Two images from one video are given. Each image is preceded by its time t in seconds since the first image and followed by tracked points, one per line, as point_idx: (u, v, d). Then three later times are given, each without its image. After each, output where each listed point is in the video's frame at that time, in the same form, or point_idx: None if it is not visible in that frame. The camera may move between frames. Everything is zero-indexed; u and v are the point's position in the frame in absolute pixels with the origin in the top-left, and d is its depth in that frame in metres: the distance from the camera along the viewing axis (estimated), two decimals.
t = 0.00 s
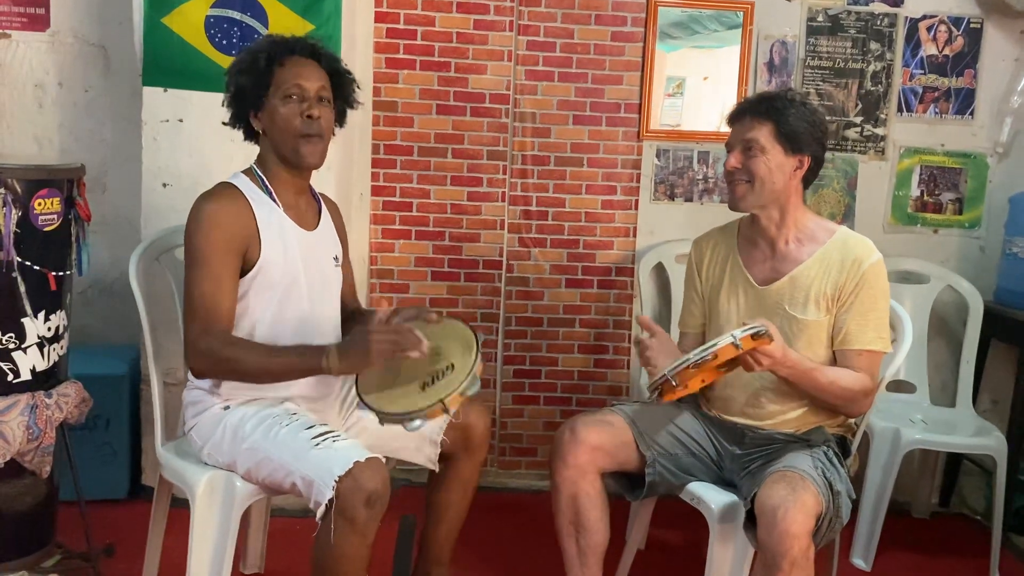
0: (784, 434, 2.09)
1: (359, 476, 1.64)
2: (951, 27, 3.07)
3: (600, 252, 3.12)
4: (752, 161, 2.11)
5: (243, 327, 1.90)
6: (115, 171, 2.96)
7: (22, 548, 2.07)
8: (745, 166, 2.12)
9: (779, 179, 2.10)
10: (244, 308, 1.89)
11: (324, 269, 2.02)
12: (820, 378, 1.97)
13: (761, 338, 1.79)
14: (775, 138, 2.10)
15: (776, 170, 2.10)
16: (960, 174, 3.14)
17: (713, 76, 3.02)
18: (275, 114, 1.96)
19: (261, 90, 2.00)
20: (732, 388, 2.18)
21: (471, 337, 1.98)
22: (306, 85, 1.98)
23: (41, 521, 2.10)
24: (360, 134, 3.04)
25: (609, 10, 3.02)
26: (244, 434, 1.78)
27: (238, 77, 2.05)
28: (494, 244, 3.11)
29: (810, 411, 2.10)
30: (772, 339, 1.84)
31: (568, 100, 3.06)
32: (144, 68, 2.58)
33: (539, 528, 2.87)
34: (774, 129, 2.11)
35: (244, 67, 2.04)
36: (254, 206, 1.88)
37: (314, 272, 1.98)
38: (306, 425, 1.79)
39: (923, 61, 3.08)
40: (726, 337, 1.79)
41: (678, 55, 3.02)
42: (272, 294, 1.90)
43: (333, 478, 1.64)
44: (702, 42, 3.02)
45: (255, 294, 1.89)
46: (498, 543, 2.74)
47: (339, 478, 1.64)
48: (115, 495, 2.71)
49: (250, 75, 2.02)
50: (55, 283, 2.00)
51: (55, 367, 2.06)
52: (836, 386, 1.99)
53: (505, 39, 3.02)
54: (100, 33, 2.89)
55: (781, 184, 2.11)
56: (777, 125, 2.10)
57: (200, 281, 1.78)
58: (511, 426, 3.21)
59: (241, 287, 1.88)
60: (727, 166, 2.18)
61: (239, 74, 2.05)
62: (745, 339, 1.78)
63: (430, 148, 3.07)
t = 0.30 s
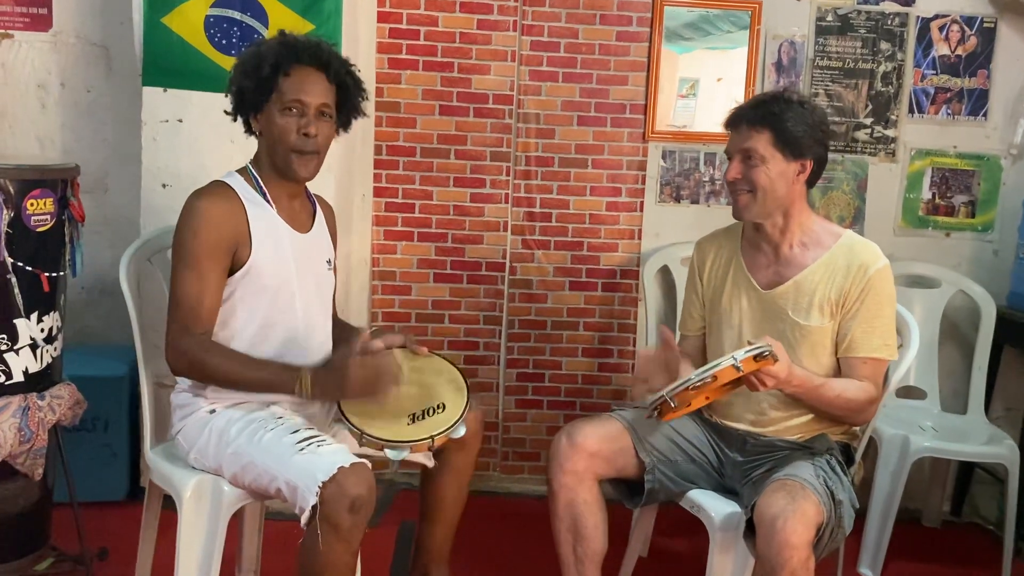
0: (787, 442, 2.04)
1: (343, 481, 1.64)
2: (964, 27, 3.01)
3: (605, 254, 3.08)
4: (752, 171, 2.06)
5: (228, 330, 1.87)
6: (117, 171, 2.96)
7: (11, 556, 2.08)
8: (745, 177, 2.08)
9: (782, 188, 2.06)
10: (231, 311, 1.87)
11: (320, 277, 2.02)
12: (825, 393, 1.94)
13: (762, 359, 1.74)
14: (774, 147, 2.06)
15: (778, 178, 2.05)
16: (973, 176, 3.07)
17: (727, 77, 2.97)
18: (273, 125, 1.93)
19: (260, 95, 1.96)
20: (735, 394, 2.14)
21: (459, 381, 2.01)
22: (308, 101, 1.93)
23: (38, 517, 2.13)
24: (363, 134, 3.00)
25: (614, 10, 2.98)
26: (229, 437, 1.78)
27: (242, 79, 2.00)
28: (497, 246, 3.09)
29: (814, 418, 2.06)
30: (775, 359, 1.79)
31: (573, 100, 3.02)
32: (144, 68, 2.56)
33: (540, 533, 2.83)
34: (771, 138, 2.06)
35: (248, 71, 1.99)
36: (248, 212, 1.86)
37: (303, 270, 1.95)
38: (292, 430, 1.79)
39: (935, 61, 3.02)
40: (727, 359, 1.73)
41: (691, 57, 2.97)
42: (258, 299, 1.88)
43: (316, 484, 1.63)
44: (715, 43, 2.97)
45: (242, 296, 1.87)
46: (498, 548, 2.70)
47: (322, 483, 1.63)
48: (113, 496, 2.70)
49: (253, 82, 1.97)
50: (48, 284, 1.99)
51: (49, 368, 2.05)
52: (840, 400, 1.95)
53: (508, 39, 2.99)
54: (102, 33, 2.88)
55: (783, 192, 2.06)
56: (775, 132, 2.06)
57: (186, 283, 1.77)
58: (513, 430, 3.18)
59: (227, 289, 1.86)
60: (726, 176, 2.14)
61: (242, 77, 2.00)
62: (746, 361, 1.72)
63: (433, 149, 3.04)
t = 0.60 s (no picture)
0: (795, 447, 2.00)
1: (343, 480, 1.62)
2: (980, 26, 2.96)
3: (614, 256, 3.06)
4: (761, 165, 2.03)
5: (233, 330, 1.86)
6: (125, 171, 2.96)
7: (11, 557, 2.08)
8: (754, 171, 2.05)
9: (790, 184, 2.02)
10: (234, 313, 1.86)
11: (326, 275, 1.99)
12: (830, 399, 1.91)
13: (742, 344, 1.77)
14: (785, 141, 2.03)
15: (786, 175, 2.02)
16: (989, 178, 3.02)
17: (744, 79, 2.94)
18: (275, 123, 1.93)
19: (262, 95, 1.95)
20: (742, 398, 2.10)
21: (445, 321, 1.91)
22: (310, 99, 1.93)
23: (40, 519, 2.14)
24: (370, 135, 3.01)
25: (624, 10, 2.96)
26: (230, 436, 1.77)
27: (243, 80, 1.99)
28: (505, 248, 3.07)
29: (823, 424, 2.02)
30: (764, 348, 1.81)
31: (582, 101, 3.00)
32: (152, 69, 2.56)
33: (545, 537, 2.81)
34: (783, 132, 2.03)
35: (248, 71, 1.98)
36: (252, 210, 1.85)
37: (310, 274, 1.94)
38: (293, 429, 1.77)
39: (951, 61, 2.98)
40: (703, 346, 1.78)
41: (708, 59, 2.95)
42: (263, 300, 1.87)
43: (315, 482, 1.61)
44: (732, 45, 2.94)
45: (247, 298, 1.86)
46: (503, 551, 2.68)
47: (322, 482, 1.61)
48: (120, 496, 2.71)
49: (255, 81, 1.96)
50: (50, 284, 2.00)
51: (52, 368, 2.06)
52: (848, 405, 1.91)
53: (517, 40, 2.98)
54: (111, 34, 2.89)
55: (792, 189, 2.02)
56: (788, 127, 2.03)
57: (190, 285, 1.75)
58: (521, 433, 3.16)
59: (230, 291, 1.85)
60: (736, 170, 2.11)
61: (242, 77, 1.99)
62: (723, 343, 1.77)
63: (441, 150, 3.03)
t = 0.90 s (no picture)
0: (798, 450, 1.97)
1: (336, 487, 1.62)
2: (992, 25, 2.92)
3: (620, 258, 3.04)
4: (771, 161, 2.01)
5: (232, 329, 1.86)
6: (132, 172, 2.97)
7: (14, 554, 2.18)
8: (763, 167, 2.02)
9: (798, 181, 2.00)
10: (233, 312, 1.85)
11: (325, 274, 1.98)
12: (832, 399, 1.89)
13: (759, 358, 1.74)
14: (796, 138, 2.01)
15: (795, 172, 2.00)
16: (1002, 180, 2.97)
17: (760, 81, 2.92)
18: (269, 121, 1.93)
19: (254, 94, 1.97)
20: (746, 401, 2.08)
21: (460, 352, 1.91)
22: (303, 95, 1.93)
23: (42, 518, 2.23)
24: (376, 136, 3.02)
25: (630, 10, 2.94)
26: (227, 438, 1.77)
27: (235, 81, 2.01)
28: (510, 249, 3.06)
29: (825, 428, 2.00)
30: (777, 360, 1.78)
31: (587, 101, 2.99)
32: (157, 70, 2.57)
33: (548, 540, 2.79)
34: (795, 128, 2.01)
35: (241, 72, 2.00)
36: (249, 210, 1.85)
37: (309, 273, 1.94)
38: (288, 432, 1.77)
39: (962, 61, 2.93)
40: (722, 359, 1.73)
41: (721, 61, 2.92)
42: (261, 299, 1.86)
43: (309, 488, 1.62)
44: (744, 47, 2.91)
45: (246, 297, 1.85)
46: (505, 553, 2.67)
47: (315, 488, 1.62)
48: (124, 496, 2.72)
49: (247, 82, 1.98)
50: (51, 283, 2.11)
51: (54, 366, 2.17)
52: (851, 408, 1.89)
53: (522, 40, 2.97)
54: (118, 35, 2.90)
55: (800, 186, 2.00)
56: (798, 124, 2.01)
57: (187, 285, 1.76)
58: (526, 435, 3.15)
59: (230, 290, 1.85)
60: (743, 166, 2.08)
61: (236, 78, 2.01)
62: (742, 359, 1.72)
63: (446, 151, 3.03)
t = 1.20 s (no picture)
0: (802, 451, 1.97)
1: (334, 469, 1.62)
2: (1002, 25, 2.89)
3: (626, 258, 3.03)
4: (769, 167, 2.00)
5: (227, 329, 1.87)
6: (140, 172, 2.99)
7: (23, 549, 2.22)
8: (762, 172, 2.02)
9: (798, 185, 1.99)
10: (237, 309, 1.86)
11: (327, 273, 1.99)
12: (836, 407, 1.88)
13: (767, 377, 1.72)
14: (793, 140, 2.00)
15: (795, 175, 1.99)
16: (1012, 181, 2.94)
17: (770, 82, 2.91)
18: (289, 127, 1.92)
19: (275, 99, 1.93)
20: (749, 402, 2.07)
21: (462, 377, 1.92)
22: (324, 106, 1.93)
23: (49, 514, 2.27)
24: (382, 139, 3.03)
25: (636, 10, 2.93)
26: (228, 431, 1.78)
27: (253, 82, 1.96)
28: (516, 249, 3.06)
29: (830, 428, 1.99)
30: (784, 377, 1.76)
31: (593, 102, 2.98)
32: (164, 71, 2.59)
33: (552, 541, 2.78)
34: (792, 131, 2.00)
35: (260, 73, 1.95)
36: (251, 209, 1.85)
37: (311, 272, 1.94)
38: (287, 421, 1.78)
39: (972, 60, 2.90)
40: (731, 379, 1.72)
41: (732, 62, 2.91)
42: (262, 299, 1.87)
43: (307, 470, 1.63)
44: (756, 48, 2.90)
45: (246, 297, 1.86)
46: (509, 554, 2.67)
47: (314, 470, 1.63)
48: (130, 495, 2.74)
49: (267, 84, 1.94)
50: (57, 282, 2.14)
51: (60, 366, 2.20)
52: (854, 411, 1.88)
53: (528, 41, 2.97)
54: (127, 37, 2.92)
55: (800, 190, 1.99)
56: (796, 127, 2.00)
57: (189, 285, 1.77)
58: (532, 436, 3.15)
59: (229, 289, 1.86)
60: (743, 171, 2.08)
61: (253, 77, 1.96)
62: (751, 380, 1.71)
63: (452, 152, 3.03)
